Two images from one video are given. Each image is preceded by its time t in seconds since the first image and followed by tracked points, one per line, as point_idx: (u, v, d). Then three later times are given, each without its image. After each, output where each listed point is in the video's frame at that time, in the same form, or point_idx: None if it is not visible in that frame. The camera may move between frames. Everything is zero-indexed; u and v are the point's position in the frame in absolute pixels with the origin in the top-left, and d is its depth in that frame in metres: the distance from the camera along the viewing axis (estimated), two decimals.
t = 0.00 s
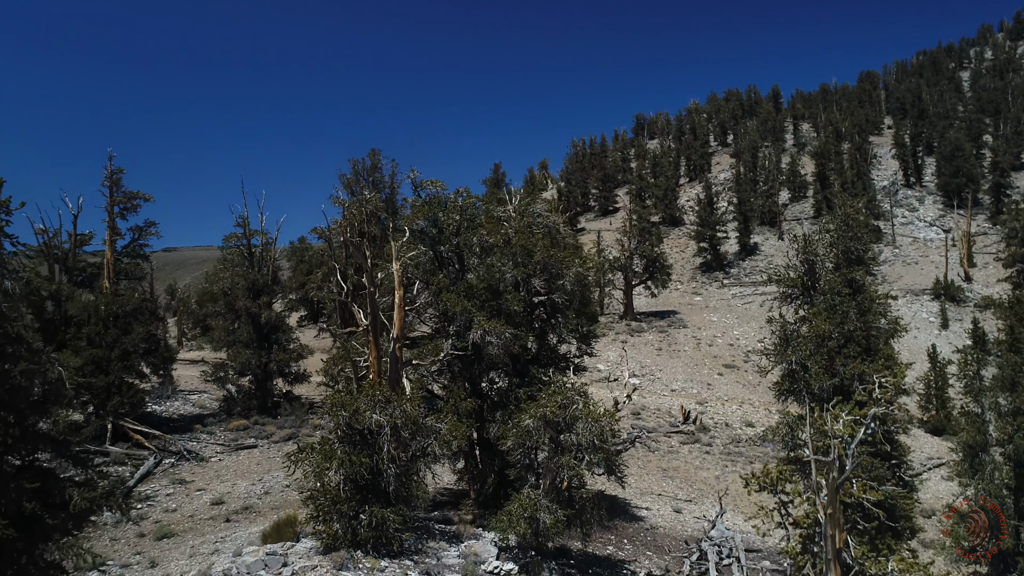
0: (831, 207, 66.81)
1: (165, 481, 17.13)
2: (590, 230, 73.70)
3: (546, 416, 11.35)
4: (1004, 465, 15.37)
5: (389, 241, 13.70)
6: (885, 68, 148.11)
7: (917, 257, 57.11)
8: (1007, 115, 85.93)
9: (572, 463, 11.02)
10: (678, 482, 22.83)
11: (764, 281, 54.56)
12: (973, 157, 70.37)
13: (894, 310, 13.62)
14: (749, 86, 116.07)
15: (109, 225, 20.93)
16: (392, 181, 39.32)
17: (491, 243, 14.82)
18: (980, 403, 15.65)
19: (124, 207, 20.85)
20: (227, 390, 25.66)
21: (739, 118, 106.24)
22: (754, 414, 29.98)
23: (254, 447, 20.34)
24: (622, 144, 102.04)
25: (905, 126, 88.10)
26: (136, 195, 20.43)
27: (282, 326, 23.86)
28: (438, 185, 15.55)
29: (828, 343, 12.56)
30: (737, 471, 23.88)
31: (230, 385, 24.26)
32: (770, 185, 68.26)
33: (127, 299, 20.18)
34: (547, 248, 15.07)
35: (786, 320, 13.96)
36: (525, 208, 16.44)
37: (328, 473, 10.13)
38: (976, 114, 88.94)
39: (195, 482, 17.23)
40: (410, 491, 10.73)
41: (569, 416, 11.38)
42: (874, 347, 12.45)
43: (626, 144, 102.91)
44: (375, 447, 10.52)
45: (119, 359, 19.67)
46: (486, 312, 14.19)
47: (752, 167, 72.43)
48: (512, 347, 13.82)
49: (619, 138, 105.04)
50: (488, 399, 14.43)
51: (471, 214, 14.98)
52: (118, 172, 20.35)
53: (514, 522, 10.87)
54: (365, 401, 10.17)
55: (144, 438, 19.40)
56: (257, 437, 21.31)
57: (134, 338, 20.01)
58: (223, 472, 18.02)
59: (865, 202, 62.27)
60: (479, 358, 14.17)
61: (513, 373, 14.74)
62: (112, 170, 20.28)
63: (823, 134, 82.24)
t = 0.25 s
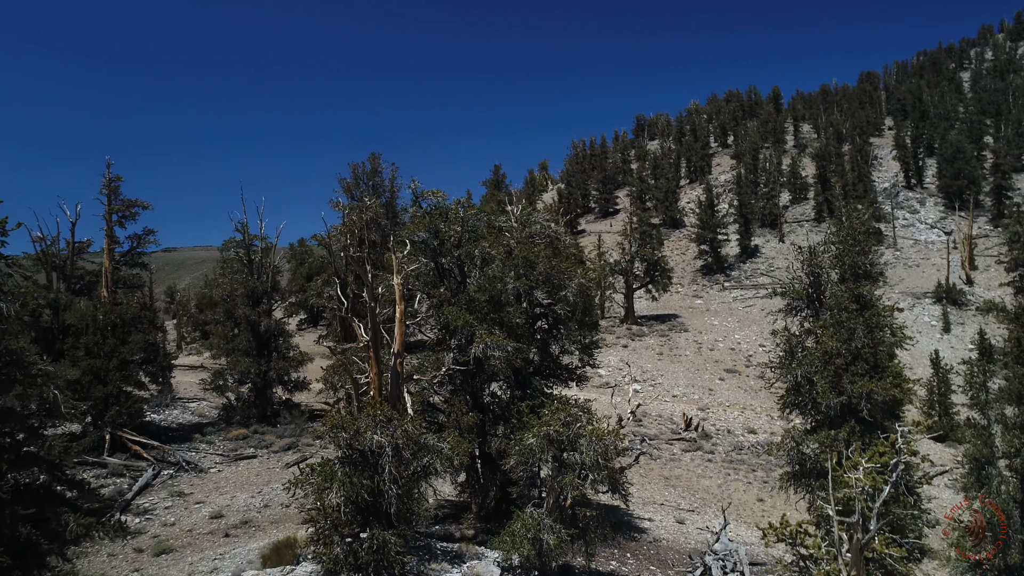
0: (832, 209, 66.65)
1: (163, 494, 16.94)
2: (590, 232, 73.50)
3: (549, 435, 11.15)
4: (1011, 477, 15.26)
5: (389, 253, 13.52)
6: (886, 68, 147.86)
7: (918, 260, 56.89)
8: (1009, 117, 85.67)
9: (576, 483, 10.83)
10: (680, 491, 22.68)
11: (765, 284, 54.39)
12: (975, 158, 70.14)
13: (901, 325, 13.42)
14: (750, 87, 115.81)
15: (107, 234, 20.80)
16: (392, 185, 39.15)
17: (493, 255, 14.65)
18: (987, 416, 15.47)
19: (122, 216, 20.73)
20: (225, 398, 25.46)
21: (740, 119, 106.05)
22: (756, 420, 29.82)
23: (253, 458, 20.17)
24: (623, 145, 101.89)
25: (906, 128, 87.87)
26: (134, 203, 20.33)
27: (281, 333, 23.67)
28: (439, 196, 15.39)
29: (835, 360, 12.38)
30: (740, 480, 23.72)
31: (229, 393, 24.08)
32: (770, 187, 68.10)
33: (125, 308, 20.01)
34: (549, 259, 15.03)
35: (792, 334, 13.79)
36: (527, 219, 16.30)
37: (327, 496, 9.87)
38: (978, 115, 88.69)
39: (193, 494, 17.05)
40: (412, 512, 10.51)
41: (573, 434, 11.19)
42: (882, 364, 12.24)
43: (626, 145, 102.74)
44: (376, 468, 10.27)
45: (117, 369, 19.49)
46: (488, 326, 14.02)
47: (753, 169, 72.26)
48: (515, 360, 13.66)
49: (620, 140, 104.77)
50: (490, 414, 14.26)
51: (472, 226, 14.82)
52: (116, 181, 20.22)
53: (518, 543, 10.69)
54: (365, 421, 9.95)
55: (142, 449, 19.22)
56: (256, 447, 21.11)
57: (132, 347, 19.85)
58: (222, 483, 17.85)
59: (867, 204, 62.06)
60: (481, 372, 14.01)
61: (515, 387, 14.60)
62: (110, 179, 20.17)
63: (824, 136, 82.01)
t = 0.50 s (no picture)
0: (833, 211, 66.53)
1: (165, 507, 16.82)
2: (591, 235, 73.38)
3: (555, 455, 11.06)
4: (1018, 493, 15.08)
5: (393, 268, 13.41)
6: (886, 69, 147.68)
7: (920, 264, 56.78)
8: (1010, 118, 85.45)
9: (582, 505, 10.73)
10: (683, 500, 22.57)
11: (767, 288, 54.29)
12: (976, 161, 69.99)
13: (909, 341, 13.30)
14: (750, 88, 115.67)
15: (107, 243, 20.73)
16: (393, 190, 39.05)
17: (497, 269, 14.55)
18: (994, 429, 15.34)
19: (123, 225, 20.68)
20: (226, 407, 25.34)
21: (741, 120, 105.94)
22: (759, 427, 29.69)
23: (255, 469, 20.07)
24: (624, 146, 101.72)
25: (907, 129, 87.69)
26: (135, 213, 20.29)
27: (282, 342, 23.58)
28: (441, 207, 15.34)
29: (843, 379, 12.26)
30: (744, 489, 23.60)
31: (231, 402, 23.97)
32: (772, 190, 67.99)
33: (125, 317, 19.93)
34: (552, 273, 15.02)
35: (798, 350, 13.71)
36: (530, 230, 16.24)
37: (331, 519, 9.74)
38: (979, 117, 88.50)
39: (195, 507, 16.94)
40: (417, 534, 10.39)
41: (580, 454, 11.10)
42: (890, 382, 12.10)
43: (627, 147, 102.60)
44: (381, 490, 10.10)
45: (118, 380, 19.39)
46: (492, 340, 13.94)
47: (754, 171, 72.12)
48: (518, 375, 13.60)
49: (620, 141, 104.67)
50: (492, 429, 14.13)
51: (476, 239, 14.73)
52: (117, 190, 20.15)
53: (524, 565, 10.59)
54: (371, 442, 9.83)
55: (143, 461, 19.12)
56: (257, 457, 21.02)
57: (132, 358, 19.73)
58: (224, 496, 17.74)
59: (868, 207, 61.95)
60: (485, 387, 13.94)
61: (519, 401, 14.57)
62: (111, 188, 20.11)
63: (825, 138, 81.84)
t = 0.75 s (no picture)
0: (833, 214, 66.53)
1: (166, 516, 16.78)
2: (591, 237, 73.39)
3: (559, 471, 11.03)
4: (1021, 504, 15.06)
5: (396, 281, 13.39)
6: (887, 69, 147.63)
7: (921, 267, 56.72)
8: (1010, 120, 85.38)
9: (587, 520, 10.69)
10: (685, 507, 22.53)
11: (768, 290, 54.27)
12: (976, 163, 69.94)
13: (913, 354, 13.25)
14: (751, 89, 115.64)
15: (109, 251, 20.73)
16: (394, 194, 39.04)
17: (500, 281, 14.52)
18: (998, 440, 15.32)
19: (124, 233, 20.65)
20: (227, 414, 25.31)
21: (741, 122, 105.86)
22: (760, 432, 29.67)
23: (257, 477, 20.04)
24: (624, 148, 101.65)
25: (908, 131, 87.68)
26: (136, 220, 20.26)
27: (284, 349, 23.56)
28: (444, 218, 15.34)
29: (849, 394, 12.22)
30: (746, 496, 23.55)
31: (232, 409, 23.95)
32: (772, 192, 67.96)
33: (127, 325, 19.90)
34: (555, 284, 15.02)
35: (800, 361, 13.71)
36: (532, 240, 16.26)
37: (335, 536, 9.69)
38: (979, 119, 88.40)
39: (197, 517, 16.89)
40: (421, 550, 10.35)
41: (585, 469, 11.08)
42: (895, 397, 12.02)
43: (627, 148, 102.55)
44: (385, 507, 10.06)
45: (120, 388, 19.36)
46: (495, 352, 13.91)
47: (754, 173, 72.09)
48: (521, 387, 13.58)
49: (620, 143, 104.65)
50: (496, 441, 14.09)
51: (479, 250, 14.73)
52: (118, 198, 20.13)
53: None
54: (375, 459, 9.79)
55: (144, 469, 19.09)
56: (259, 465, 20.98)
57: (133, 366, 19.69)
58: (226, 505, 17.71)
59: (868, 209, 61.90)
60: (488, 399, 13.93)
61: (521, 412, 14.57)
62: (112, 196, 20.09)
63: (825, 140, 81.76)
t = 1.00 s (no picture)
0: (835, 216, 66.45)
1: (170, 528, 16.73)
2: (593, 239, 73.29)
3: (566, 490, 11.00)
4: None
5: (401, 295, 13.36)
6: (887, 70, 147.53)
7: (922, 269, 56.63)
8: (1012, 122, 85.21)
9: (593, 539, 10.66)
10: (689, 516, 22.46)
11: (769, 294, 54.19)
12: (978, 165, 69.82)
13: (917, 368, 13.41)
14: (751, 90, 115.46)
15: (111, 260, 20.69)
16: (396, 199, 38.95)
17: (504, 294, 14.45)
18: (1004, 452, 15.20)
19: (126, 242, 20.61)
20: (229, 421, 25.27)
21: (742, 123, 105.75)
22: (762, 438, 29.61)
23: (260, 486, 20.01)
24: (624, 149, 101.51)
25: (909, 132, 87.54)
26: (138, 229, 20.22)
27: (286, 357, 23.52)
28: (447, 230, 15.29)
29: (856, 412, 12.13)
30: (749, 504, 23.48)
31: (234, 417, 23.91)
32: (773, 194, 67.89)
33: (129, 334, 19.87)
34: (559, 296, 14.97)
35: (806, 375, 13.66)
36: (536, 252, 16.23)
37: (341, 557, 9.63)
38: (980, 120, 88.27)
39: (200, 528, 16.83)
40: (427, 570, 10.30)
41: (591, 488, 11.06)
42: (902, 414, 12.12)
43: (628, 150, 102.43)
44: (391, 527, 10.01)
45: (122, 399, 19.33)
46: (499, 366, 13.88)
47: (755, 175, 71.99)
48: (526, 401, 13.55)
49: (621, 144, 104.55)
50: (500, 455, 14.04)
51: (483, 263, 14.70)
52: (121, 208, 20.10)
53: None
54: (381, 479, 9.75)
55: (147, 479, 19.08)
56: (261, 474, 20.94)
57: (136, 375, 19.65)
58: (229, 516, 17.67)
59: (870, 212, 61.77)
60: (492, 414, 13.86)
61: (525, 424, 14.55)
62: (114, 205, 20.06)
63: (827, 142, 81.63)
